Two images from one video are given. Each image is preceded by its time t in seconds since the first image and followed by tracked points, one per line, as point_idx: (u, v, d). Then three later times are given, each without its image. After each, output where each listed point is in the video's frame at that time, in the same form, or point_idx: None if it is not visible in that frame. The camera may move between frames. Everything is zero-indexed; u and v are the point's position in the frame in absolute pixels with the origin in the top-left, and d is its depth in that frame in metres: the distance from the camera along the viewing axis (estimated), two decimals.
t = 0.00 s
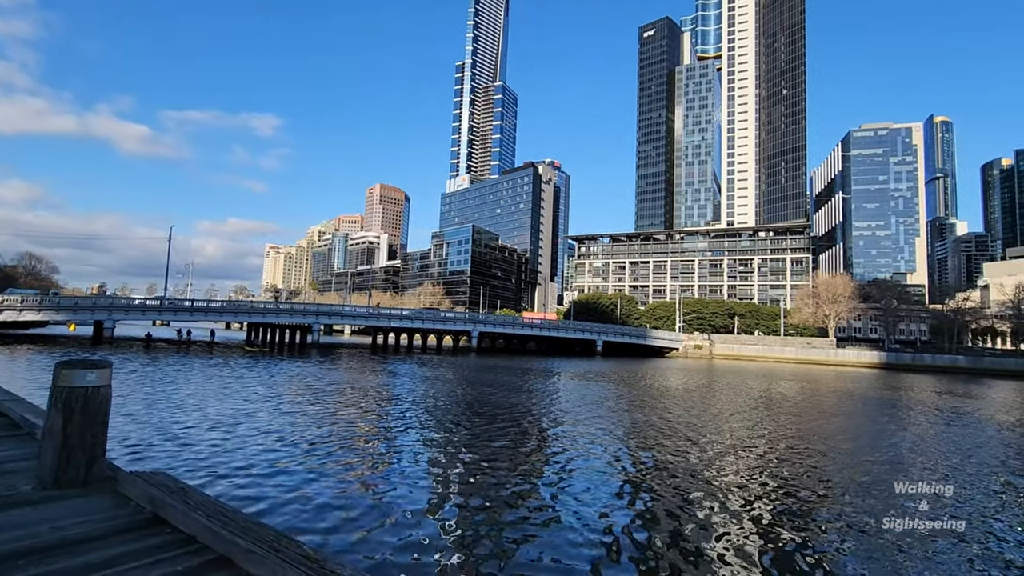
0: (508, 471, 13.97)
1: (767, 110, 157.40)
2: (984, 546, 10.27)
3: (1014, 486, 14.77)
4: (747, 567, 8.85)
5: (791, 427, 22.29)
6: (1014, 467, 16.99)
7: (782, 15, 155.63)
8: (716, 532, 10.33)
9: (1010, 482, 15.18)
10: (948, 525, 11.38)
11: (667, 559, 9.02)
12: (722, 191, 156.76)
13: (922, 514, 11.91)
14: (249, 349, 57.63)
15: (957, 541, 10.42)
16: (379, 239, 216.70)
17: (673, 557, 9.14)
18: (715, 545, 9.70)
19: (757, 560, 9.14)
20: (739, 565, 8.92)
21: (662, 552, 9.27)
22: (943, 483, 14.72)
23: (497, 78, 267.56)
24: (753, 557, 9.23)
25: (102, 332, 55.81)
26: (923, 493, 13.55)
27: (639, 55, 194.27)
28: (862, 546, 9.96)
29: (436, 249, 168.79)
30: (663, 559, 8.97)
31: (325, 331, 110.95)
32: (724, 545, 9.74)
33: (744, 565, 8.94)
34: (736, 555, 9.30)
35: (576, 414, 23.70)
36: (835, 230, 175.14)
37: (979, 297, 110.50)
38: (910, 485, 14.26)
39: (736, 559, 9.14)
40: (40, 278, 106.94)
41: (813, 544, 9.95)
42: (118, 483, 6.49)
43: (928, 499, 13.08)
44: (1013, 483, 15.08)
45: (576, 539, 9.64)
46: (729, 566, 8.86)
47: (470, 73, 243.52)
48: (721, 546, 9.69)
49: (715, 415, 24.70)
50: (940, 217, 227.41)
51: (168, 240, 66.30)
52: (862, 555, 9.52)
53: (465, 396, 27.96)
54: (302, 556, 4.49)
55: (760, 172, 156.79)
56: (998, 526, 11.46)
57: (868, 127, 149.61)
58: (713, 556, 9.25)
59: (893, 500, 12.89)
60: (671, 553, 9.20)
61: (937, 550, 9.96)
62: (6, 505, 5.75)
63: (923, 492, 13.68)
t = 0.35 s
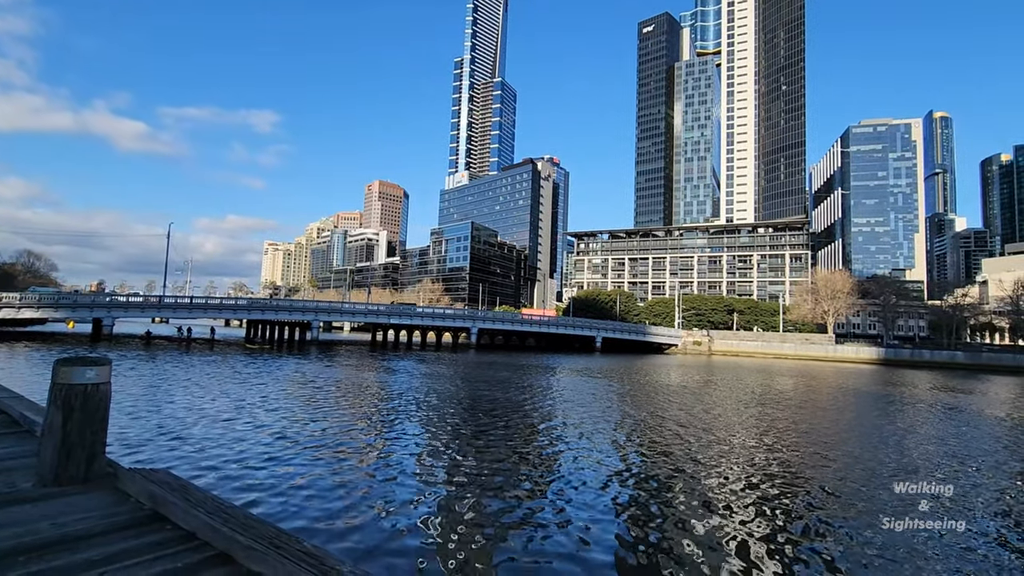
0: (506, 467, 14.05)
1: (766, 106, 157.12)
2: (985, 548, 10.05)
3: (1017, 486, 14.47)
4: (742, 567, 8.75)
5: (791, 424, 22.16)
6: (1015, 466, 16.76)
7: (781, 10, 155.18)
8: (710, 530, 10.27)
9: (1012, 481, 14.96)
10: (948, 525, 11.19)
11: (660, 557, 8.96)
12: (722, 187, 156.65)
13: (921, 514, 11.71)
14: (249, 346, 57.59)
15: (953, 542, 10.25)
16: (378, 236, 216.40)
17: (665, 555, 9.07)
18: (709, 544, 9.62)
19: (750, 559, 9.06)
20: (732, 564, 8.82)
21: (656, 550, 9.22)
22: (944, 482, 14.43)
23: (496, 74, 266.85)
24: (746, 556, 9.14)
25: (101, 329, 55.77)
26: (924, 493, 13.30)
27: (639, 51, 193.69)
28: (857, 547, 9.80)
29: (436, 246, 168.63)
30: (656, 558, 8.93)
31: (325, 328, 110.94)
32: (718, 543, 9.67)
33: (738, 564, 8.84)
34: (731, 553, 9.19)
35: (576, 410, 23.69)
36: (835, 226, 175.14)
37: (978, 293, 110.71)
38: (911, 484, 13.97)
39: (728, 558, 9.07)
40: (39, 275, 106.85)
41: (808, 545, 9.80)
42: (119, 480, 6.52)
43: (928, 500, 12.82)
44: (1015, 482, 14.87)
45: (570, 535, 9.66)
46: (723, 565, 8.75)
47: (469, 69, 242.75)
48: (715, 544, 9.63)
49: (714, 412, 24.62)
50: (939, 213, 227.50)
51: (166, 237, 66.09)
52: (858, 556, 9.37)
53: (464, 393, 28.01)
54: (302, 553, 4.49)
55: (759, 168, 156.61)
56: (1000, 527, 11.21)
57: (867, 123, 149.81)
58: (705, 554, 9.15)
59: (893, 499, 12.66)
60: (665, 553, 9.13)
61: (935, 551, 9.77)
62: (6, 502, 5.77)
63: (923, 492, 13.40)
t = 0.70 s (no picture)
0: (506, 463, 14.06)
1: (766, 101, 156.90)
2: (986, 550, 9.83)
3: (1019, 484, 14.17)
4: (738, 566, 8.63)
5: (788, 420, 22.15)
6: (1014, 462, 16.57)
7: (781, 5, 154.83)
8: (708, 528, 10.16)
9: (1012, 478, 14.75)
10: (947, 524, 11.00)
11: (655, 555, 8.87)
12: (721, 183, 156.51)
13: (922, 514, 11.45)
14: (249, 343, 57.68)
15: (954, 542, 10.03)
16: (378, 233, 216.24)
17: (661, 553, 8.98)
18: (706, 542, 9.52)
19: (746, 558, 8.93)
20: (727, 563, 8.71)
21: (652, 549, 9.14)
22: (947, 482, 14.09)
23: (496, 70, 266.14)
24: (741, 555, 9.02)
25: (101, 326, 55.80)
26: (926, 493, 12.99)
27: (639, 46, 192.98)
28: (854, 546, 9.62)
29: (435, 243, 168.69)
30: (653, 556, 8.83)
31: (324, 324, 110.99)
32: (714, 541, 9.56)
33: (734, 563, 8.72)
34: (727, 553, 9.08)
35: (574, 406, 23.79)
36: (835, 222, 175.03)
37: (977, 289, 110.81)
38: (912, 483, 13.70)
39: (724, 557, 8.93)
40: (38, 273, 106.86)
41: (805, 544, 9.64)
42: (119, 476, 6.53)
43: (929, 499, 12.54)
44: (1014, 479, 14.67)
45: (567, 533, 9.65)
46: (717, 565, 8.63)
47: (468, 65, 242.07)
48: (711, 542, 9.52)
49: (711, 408, 24.66)
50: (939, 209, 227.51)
51: (165, 234, 66.07)
52: (856, 556, 9.19)
53: (463, 389, 28.02)
54: (303, 547, 4.52)
55: (759, 164, 156.40)
56: (1003, 528, 10.94)
57: (867, 119, 149.81)
58: (701, 553, 9.04)
59: (893, 498, 12.41)
60: (661, 550, 9.06)
61: (934, 551, 9.57)
62: (8, 499, 5.79)
63: (924, 491, 13.10)
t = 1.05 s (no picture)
0: (507, 459, 14.09)
1: (767, 96, 156.51)
2: (988, 550, 9.57)
3: (1020, 483, 13.85)
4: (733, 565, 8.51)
5: (790, 416, 21.98)
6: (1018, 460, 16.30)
7: None
8: (705, 527, 10.05)
9: (1015, 476, 14.49)
10: (948, 524, 10.75)
11: (650, 555, 8.77)
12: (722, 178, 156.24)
13: (922, 513, 11.20)
14: (250, 340, 57.64)
15: (953, 541, 9.82)
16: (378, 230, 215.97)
17: (655, 553, 8.88)
18: (702, 540, 9.42)
19: (740, 557, 8.82)
20: (722, 563, 8.58)
21: (647, 548, 9.04)
22: (947, 480, 13.80)
23: (495, 66, 265.25)
24: (735, 555, 8.88)
25: (102, 324, 55.89)
26: (926, 492, 12.71)
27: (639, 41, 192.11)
28: (851, 546, 9.43)
29: (436, 239, 168.72)
30: (650, 556, 8.71)
31: (325, 322, 111.12)
32: (710, 540, 9.43)
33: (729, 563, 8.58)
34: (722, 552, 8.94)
35: (576, 403, 23.73)
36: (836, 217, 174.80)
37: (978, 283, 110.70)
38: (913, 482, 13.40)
39: (719, 556, 8.79)
40: (39, 271, 106.88)
41: (803, 544, 9.44)
42: (121, 473, 6.55)
43: (930, 498, 12.26)
44: (1018, 477, 14.40)
45: (564, 531, 9.59)
46: (713, 564, 8.49)
47: (468, 61, 241.31)
48: (706, 540, 9.42)
49: (713, 404, 24.53)
50: (940, 204, 227.17)
51: (167, 232, 66.09)
52: (853, 557, 9.00)
53: (465, 386, 28.02)
54: (302, 545, 4.51)
55: (760, 159, 156.10)
56: (1006, 528, 10.64)
57: (868, 113, 149.53)
58: (696, 552, 8.93)
59: (893, 497, 12.15)
60: (658, 550, 8.95)
61: (933, 551, 9.35)
62: (8, 497, 5.79)
63: (925, 491, 12.77)
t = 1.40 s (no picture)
0: (510, 457, 14.15)
1: (767, 93, 156.31)
2: (990, 551, 9.39)
3: None
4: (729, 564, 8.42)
5: (791, 413, 21.87)
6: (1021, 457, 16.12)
7: None
8: (703, 526, 9.94)
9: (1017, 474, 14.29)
10: (948, 523, 10.56)
11: (651, 553, 8.72)
12: (723, 175, 155.98)
13: (920, 514, 10.98)
14: (252, 340, 57.73)
15: (952, 543, 9.61)
16: (379, 229, 215.94)
17: (655, 550, 8.83)
18: (703, 539, 9.39)
19: (735, 555, 8.74)
20: (722, 563, 8.48)
21: (647, 546, 8.98)
22: (947, 480, 13.49)
23: (495, 64, 264.54)
24: (731, 553, 8.82)
25: (104, 324, 56.01)
26: (926, 493, 12.42)
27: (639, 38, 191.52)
28: (847, 546, 9.30)
29: (436, 238, 168.97)
30: (648, 553, 8.67)
31: (326, 320, 111.18)
32: (706, 540, 9.33)
33: (725, 562, 8.48)
34: (715, 551, 8.89)
35: (578, 401, 23.69)
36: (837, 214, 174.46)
37: (980, 279, 110.42)
38: (913, 482, 13.10)
39: (715, 555, 8.70)
40: (41, 271, 107.01)
41: (800, 544, 9.32)
42: (123, 472, 6.54)
43: (929, 499, 11.98)
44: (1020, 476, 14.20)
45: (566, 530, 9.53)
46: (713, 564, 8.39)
47: (468, 59, 240.70)
48: (707, 539, 9.35)
49: (714, 401, 24.45)
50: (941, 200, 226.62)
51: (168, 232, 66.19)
52: (851, 557, 8.81)
53: (468, 384, 27.98)
54: (304, 543, 4.51)
55: (760, 156, 155.86)
56: (1008, 529, 10.40)
57: (869, 110, 149.08)
58: (688, 550, 8.88)
59: (893, 498, 11.84)
60: (656, 547, 8.93)
61: (930, 553, 9.17)
62: (12, 496, 5.80)
63: (924, 491, 12.49)
